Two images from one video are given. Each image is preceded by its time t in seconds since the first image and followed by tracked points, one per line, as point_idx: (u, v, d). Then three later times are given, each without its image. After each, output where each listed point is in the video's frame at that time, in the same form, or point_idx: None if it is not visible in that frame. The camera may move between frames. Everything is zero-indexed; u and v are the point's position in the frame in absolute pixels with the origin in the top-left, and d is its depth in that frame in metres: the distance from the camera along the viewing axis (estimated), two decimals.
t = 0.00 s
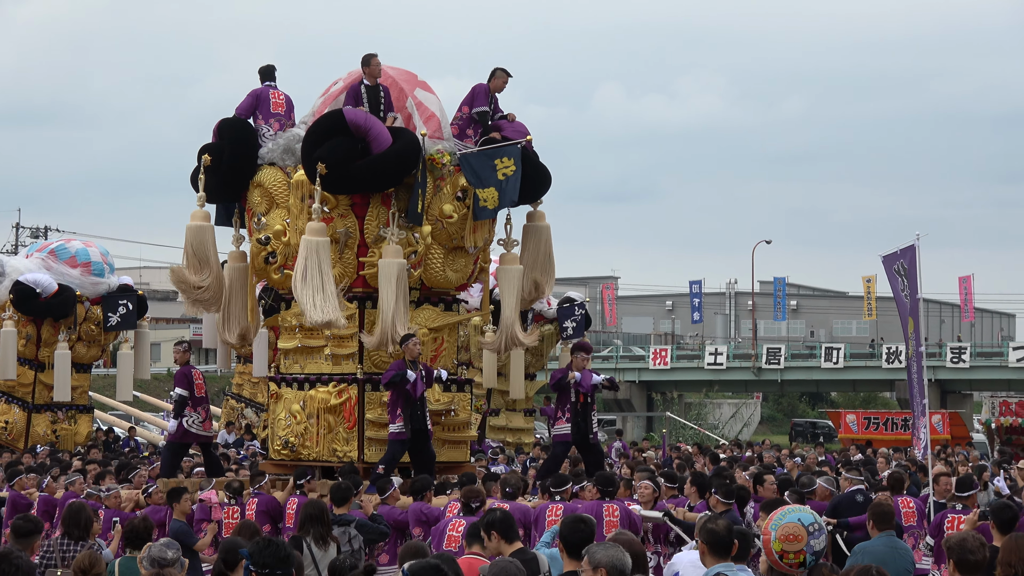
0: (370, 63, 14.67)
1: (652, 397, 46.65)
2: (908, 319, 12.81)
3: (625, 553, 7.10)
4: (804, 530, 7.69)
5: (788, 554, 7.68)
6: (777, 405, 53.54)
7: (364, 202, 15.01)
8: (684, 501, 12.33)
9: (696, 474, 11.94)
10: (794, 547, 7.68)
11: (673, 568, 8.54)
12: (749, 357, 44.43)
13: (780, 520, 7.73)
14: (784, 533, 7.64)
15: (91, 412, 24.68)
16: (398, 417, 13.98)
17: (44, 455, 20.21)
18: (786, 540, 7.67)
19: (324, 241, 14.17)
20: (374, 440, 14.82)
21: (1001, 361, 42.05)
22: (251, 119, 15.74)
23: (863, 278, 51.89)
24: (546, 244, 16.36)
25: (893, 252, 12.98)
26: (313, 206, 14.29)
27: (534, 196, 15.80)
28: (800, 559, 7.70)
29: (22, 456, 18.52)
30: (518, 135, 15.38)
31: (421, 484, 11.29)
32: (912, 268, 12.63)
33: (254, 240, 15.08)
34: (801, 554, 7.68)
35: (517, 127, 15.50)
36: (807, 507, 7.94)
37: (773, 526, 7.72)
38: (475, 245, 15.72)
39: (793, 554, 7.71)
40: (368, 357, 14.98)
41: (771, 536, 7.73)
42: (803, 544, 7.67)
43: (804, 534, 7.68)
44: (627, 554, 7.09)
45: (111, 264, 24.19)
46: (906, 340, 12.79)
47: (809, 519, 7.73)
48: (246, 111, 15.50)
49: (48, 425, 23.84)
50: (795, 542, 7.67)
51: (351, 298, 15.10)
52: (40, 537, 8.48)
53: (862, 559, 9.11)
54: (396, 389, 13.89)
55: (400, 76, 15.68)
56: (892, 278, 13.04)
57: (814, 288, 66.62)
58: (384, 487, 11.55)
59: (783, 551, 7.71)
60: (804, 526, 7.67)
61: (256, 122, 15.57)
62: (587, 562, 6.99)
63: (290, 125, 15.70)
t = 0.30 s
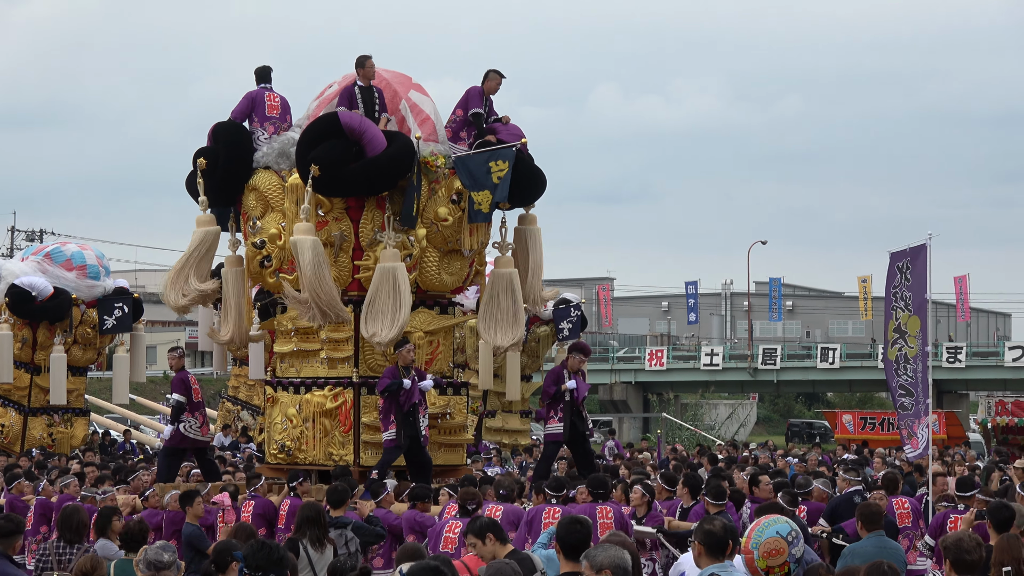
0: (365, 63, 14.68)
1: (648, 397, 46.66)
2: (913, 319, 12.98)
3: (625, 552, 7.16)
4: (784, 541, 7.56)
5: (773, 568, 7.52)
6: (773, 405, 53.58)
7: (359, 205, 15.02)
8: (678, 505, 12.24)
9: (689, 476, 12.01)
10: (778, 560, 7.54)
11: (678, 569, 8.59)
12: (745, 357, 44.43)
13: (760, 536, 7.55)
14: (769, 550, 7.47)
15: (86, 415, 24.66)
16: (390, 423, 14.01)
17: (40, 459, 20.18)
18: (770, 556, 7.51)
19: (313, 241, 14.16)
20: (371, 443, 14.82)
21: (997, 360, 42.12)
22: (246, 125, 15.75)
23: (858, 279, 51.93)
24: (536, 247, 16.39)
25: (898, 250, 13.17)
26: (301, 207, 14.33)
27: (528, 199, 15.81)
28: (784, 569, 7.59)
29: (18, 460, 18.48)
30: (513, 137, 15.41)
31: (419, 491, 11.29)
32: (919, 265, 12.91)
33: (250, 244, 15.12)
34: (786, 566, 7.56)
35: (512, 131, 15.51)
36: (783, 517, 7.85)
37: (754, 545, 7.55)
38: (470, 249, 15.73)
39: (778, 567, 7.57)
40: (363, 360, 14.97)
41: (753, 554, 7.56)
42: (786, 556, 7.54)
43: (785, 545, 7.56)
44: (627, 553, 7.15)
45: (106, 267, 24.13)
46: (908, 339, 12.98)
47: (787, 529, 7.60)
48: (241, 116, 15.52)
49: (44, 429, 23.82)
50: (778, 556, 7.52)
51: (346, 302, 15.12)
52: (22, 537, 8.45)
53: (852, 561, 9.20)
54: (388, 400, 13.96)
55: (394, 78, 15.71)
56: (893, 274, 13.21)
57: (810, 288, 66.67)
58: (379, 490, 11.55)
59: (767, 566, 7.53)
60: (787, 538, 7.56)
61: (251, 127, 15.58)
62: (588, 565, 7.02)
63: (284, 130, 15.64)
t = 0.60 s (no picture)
0: (364, 63, 14.69)
1: (647, 399, 46.64)
2: (922, 313, 12.54)
3: (630, 553, 7.18)
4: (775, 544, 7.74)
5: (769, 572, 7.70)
6: (772, 407, 53.60)
7: (356, 207, 15.02)
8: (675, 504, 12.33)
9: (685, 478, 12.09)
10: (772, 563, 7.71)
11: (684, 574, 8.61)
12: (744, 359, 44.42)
13: (751, 541, 7.73)
14: (762, 555, 7.63)
15: (86, 419, 24.63)
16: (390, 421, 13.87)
17: (39, 462, 20.17)
18: (765, 559, 7.68)
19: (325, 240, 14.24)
20: (370, 445, 14.85)
21: (996, 361, 42.13)
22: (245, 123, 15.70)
23: (857, 279, 51.94)
24: (532, 249, 16.42)
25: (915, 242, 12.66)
26: (306, 208, 14.37)
27: (525, 198, 15.81)
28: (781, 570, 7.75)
29: (18, 463, 18.47)
30: (510, 138, 15.40)
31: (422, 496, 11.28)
32: (929, 262, 12.41)
33: (247, 246, 15.12)
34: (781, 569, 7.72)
35: (510, 131, 15.53)
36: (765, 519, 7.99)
37: (748, 550, 7.71)
38: (467, 249, 15.78)
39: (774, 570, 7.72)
40: (362, 361, 15.03)
41: (749, 560, 7.72)
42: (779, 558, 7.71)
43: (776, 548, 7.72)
44: (631, 554, 7.17)
45: (105, 270, 24.14)
46: (918, 333, 12.56)
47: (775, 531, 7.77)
48: (237, 116, 15.48)
49: (43, 433, 23.81)
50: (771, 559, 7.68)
51: (343, 303, 15.08)
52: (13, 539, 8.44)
53: (846, 564, 9.25)
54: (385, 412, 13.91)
55: (392, 78, 15.62)
56: (905, 267, 12.70)
57: (809, 289, 66.68)
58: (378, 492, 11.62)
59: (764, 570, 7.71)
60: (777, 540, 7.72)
61: (248, 126, 15.52)
62: (592, 571, 7.03)
63: (283, 128, 15.61)
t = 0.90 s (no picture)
0: (374, 61, 14.64)
1: (660, 399, 46.57)
2: (939, 310, 12.47)
3: (646, 555, 7.13)
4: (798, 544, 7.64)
5: (789, 572, 7.62)
6: (784, 408, 53.48)
7: (367, 205, 14.98)
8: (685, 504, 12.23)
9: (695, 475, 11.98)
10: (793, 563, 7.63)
11: None
12: (755, 360, 44.28)
13: (776, 540, 7.60)
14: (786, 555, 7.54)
15: (98, 420, 24.63)
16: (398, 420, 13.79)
17: (51, 463, 20.20)
18: (787, 559, 7.60)
19: (330, 240, 14.16)
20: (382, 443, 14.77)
21: (1008, 361, 41.94)
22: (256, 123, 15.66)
23: (869, 280, 51.74)
24: (547, 248, 16.36)
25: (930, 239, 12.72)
26: (317, 206, 14.29)
27: (537, 196, 15.80)
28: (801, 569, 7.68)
29: (31, 464, 18.50)
30: (521, 136, 15.30)
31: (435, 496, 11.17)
32: (946, 260, 12.45)
33: (259, 245, 15.09)
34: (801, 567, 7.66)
35: (521, 129, 15.44)
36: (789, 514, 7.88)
37: (771, 549, 7.59)
38: (479, 248, 15.73)
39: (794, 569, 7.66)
40: (373, 360, 14.97)
41: (771, 558, 7.61)
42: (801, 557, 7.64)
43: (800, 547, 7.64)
44: (648, 557, 7.12)
45: (116, 271, 24.15)
46: (934, 329, 12.50)
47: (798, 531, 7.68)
48: (248, 115, 15.45)
49: (56, 434, 23.82)
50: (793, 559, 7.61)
51: (355, 302, 15.06)
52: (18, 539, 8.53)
53: (862, 564, 9.17)
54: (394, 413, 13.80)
55: (403, 76, 15.64)
56: (920, 264, 12.73)
57: (820, 290, 66.52)
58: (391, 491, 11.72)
59: (783, 570, 7.63)
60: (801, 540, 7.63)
61: (259, 126, 15.49)
62: (608, 572, 6.98)
63: (294, 129, 15.59)
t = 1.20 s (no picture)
0: (398, 64, 14.58)
1: (682, 400, 46.42)
2: (959, 311, 12.81)
3: (678, 556, 7.03)
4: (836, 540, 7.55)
5: (823, 566, 7.53)
6: (807, 409, 53.25)
7: (391, 204, 14.92)
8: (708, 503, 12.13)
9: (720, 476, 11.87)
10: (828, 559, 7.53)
11: None
12: (778, 360, 44.09)
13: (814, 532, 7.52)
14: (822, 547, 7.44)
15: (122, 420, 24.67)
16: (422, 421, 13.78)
17: (76, 463, 20.27)
18: (823, 552, 7.52)
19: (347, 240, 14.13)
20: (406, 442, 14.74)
21: None
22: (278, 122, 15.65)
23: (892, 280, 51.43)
24: (570, 248, 16.30)
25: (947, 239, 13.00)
26: (334, 205, 14.27)
27: (561, 195, 15.71)
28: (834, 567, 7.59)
29: (56, 464, 18.55)
30: (545, 136, 15.32)
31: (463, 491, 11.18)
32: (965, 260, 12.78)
33: (283, 243, 15.10)
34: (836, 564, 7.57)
35: (544, 129, 15.45)
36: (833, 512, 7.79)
37: (808, 539, 7.52)
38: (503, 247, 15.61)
39: (827, 565, 7.56)
40: (397, 360, 14.88)
41: (806, 548, 7.52)
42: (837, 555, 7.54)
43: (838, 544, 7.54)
44: (680, 557, 7.02)
45: (140, 271, 24.21)
46: (954, 330, 12.79)
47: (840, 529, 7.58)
48: (271, 115, 15.43)
49: (79, 434, 23.85)
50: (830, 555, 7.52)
51: (379, 302, 15.00)
52: (39, 539, 8.48)
53: (885, 565, 9.02)
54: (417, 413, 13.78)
55: (426, 76, 15.53)
56: (941, 264, 12.98)
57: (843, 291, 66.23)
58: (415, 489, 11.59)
59: (818, 563, 7.55)
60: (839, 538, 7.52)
61: (281, 125, 15.47)
62: (639, 570, 6.89)
63: (316, 128, 15.60)
